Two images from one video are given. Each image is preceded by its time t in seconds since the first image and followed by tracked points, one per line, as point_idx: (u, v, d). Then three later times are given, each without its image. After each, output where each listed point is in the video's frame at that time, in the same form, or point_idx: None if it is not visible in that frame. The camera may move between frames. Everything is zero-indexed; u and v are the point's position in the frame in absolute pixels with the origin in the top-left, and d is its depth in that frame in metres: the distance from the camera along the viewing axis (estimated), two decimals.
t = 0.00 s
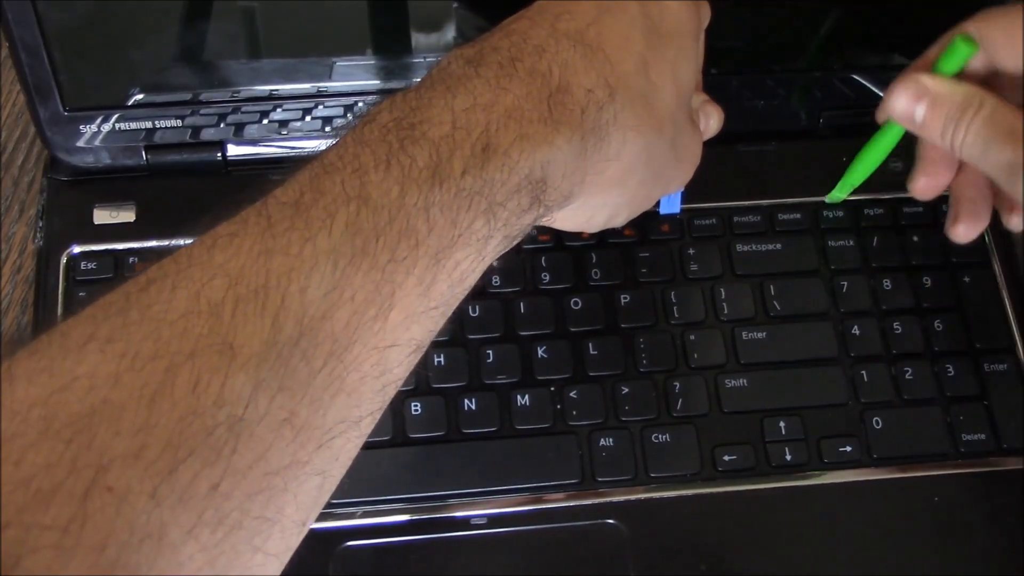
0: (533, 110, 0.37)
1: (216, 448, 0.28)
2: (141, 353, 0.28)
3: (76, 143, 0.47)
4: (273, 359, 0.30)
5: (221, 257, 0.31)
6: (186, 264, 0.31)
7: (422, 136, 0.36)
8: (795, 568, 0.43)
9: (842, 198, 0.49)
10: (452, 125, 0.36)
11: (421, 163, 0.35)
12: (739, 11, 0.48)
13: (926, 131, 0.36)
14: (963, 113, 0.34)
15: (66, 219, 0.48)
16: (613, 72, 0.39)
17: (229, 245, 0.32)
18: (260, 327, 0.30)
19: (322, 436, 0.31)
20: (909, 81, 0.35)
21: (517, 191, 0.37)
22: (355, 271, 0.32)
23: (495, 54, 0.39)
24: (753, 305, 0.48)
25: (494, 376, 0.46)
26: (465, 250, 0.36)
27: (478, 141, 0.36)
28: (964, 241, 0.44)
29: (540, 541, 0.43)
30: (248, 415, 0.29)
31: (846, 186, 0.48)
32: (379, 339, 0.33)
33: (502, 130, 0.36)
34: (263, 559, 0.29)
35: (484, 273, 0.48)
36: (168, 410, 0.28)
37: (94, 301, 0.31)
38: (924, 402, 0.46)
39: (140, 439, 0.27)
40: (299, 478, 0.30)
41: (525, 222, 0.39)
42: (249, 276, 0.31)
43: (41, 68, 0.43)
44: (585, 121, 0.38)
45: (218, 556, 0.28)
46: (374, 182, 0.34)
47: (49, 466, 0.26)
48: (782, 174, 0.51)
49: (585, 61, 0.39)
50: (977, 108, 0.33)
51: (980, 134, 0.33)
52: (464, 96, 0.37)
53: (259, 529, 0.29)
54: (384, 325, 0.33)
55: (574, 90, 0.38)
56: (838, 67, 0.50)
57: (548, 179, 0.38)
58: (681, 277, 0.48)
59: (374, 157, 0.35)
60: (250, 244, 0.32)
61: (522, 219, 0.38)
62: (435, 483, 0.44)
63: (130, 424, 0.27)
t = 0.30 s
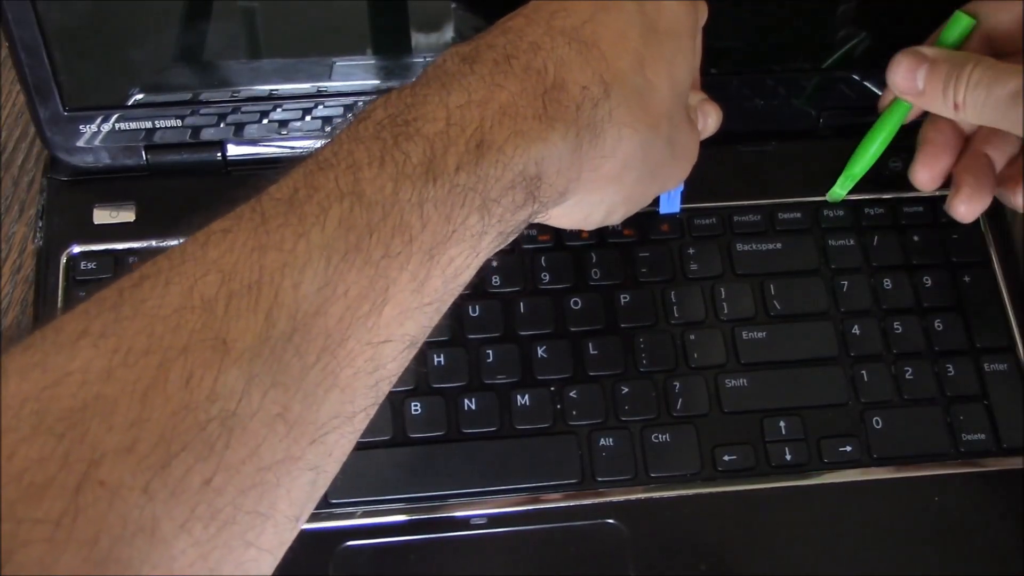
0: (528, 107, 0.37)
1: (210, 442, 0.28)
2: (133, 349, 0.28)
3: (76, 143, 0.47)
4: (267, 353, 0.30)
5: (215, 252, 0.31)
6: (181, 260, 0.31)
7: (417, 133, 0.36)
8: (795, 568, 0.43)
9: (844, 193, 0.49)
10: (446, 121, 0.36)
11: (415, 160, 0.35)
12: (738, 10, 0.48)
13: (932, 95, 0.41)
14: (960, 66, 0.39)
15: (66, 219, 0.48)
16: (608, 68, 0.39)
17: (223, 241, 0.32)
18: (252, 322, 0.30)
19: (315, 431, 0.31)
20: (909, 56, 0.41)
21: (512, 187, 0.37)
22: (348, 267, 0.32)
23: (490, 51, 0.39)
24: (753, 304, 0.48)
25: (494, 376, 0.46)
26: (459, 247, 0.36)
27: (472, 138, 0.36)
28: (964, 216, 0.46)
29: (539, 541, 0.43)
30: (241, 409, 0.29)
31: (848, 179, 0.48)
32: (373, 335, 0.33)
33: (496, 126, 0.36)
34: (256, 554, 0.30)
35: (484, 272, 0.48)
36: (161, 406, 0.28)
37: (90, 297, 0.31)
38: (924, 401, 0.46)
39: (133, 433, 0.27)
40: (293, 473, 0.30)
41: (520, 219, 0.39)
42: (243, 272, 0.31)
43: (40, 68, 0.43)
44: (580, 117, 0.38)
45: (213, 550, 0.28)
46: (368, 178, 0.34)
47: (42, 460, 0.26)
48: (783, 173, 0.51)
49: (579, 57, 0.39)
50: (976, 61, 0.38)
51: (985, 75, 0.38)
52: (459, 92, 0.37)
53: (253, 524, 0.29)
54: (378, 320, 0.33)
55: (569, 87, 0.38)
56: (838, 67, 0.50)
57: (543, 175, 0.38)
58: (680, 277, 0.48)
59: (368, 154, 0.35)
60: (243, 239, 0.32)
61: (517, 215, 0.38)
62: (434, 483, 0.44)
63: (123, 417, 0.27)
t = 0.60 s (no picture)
0: (527, 106, 0.37)
1: (208, 442, 0.28)
2: (132, 348, 0.28)
3: (76, 143, 0.47)
4: (266, 350, 0.30)
5: (213, 251, 0.31)
6: (179, 259, 0.31)
7: (416, 132, 0.36)
8: (795, 568, 0.43)
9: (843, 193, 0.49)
10: (445, 120, 0.36)
11: (414, 159, 0.35)
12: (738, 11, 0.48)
13: (922, 100, 0.40)
14: (946, 74, 0.38)
15: (66, 219, 0.48)
16: (607, 68, 0.39)
17: (222, 239, 0.32)
18: (251, 320, 0.30)
19: (314, 431, 0.31)
20: (906, 58, 0.41)
21: (512, 186, 0.37)
22: (347, 267, 0.32)
23: (489, 50, 0.39)
24: (753, 304, 0.48)
25: (494, 376, 0.46)
26: (458, 246, 0.36)
27: (471, 138, 0.36)
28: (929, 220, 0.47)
29: (539, 541, 0.43)
30: (240, 409, 0.29)
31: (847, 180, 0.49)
32: (372, 334, 0.33)
33: (495, 126, 0.36)
34: (254, 553, 0.30)
35: (484, 272, 0.48)
36: (160, 403, 0.28)
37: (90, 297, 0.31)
38: (924, 401, 0.46)
39: (132, 433, 0.27)
40: (291, 472, 0.30)
41: (519, 217, 0.39)
42: (242, 272, 0.31)
43: (40, 68, 0.43)
44: (579, 116, 0.38)
45: (211, 549, 0.28)
46: (367, 178, 0.34)
47: (40, 459, 0.26)
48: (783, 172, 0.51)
49: (578, 56, 0.38)
50: (960, 68, 0.38)
51: (962, 87, 0.37)
52: (459, 92, 0.37)
53: (251, 523, 0.29)
54: (377, 319, 0.33)
55: (567, 86, 0.38)
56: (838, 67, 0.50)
57: (542, 174, 0.38)
58: (680, 277, 0.48)
59: (367, 152, 0.35)
60: (241, 238, 0.32)
61: (516, 215, 0.38)
62: (434, 483, 0.44)
63: (121, 417, 0.27)
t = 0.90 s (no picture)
0: (531, 104, 0.37)
1: (215, 443, 0.28)
2: (138, 349, 0.28)
3: (76, 143, 0.47)
4: (271, 352, 0.30)
5: (217, 251, 0.32)
6: (180, 259, 0.31)
7: (420, 130, 0.36)
8: (796, 568, 0.43)
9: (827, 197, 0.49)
10: (450, 118, 0.36)
11: (419, 157, 0.35)
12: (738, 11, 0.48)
13: (907, 117, 0.41)
14: (935, 96, 0.39)
15: (66, 219, 0.48)
16: (611, 66, 0.39)
17: (227, 239, 0.32)
18: (256, 321, 0.30)
19: (320, 431, 0.31)
20: (892, 71, 0.41)
21: (516, 185, 0.37)
22: (353, 266, 0.32)
23: (493, 48, 0.39)
24: (753, 304, 0.48)
25: (493, 376, 0.46)
26: (462, 245, 0.36)
27: (475, 135, 0.36)
28: (890, 233, 0.48)
29: (539, 541, 0.43)
30: (246, 409, 0.29)
31: (831, 184, 0.49)
32: (377, 333, 0.33)
33: (499, 124, 0.36)
34: (262, 552, 0.30)
35: (484, 272, 0.48)
36: (167, 404, 0.28)
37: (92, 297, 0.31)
38: (924, 402, 0.46)
39: (138, 434, 0.27)
40: (298, 472, 0.30)
41: (523, 215, 0.39)
42: (247, 272, 0.31)
43: (41, 68, 0.43)
44: (583, 114, 0.38)
45: (218, 549, 0.28)
46: (371, 176, 0.34)
47: (46, 461, 0.26)
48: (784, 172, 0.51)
49: (581, 55, 0.39)
50: (951, 94, 0.38)
51: (953, 117, 0.38)
52: (463, 90, 0.37)
53: (260, 523, 0.29)
54: (382, 318, 0.33)
55: (571, 85, 0.38)
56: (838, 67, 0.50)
57: (546, 172, 0.38)
58: (680, 277, 0.48)
59: (372, 151, 0.35)
60: (247, 237, 0.32)
61: (520, 214, 0.38)
62: (434, 483, 0.44)
63: (128, 418, 0.27)
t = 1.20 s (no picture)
0: (531, 104, 0.37)
1: (216, 444, 0.28)
2: (140, 350, 0.28)
3: (76, 142, 0.47)
4: (271, 353, 0.30)
5: (219, 252, 0.32)
6: (182, 261, 0.31)
7: (421, 131, 0.36)
8: (796, 568, 0.43)
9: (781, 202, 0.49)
10: (450, 119, 0.36)
11: (420, 158, 0.35)
12: (737, 11, 0.48)
13: (835, 141, 0.42)
14: (858, 124, 0.39)
15: (66, 220, 0.48)
16: (612, 67, 0.38)
17: (229, 240, 0.32)
18: (258, 322, 0.30)
19: (321, 431, 0.31)
20: (812, 100, 0.41)
21: (516, 186, 0.37)
22: (354, 266, 0.32)
23: (494, 48, 0.39)
24: (753, 304, 0.48)
25: (493, 376, 0.46)
26: (463, 245, 0.36)
27: (477, 136, 0.36)
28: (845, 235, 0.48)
29: (539, 541, 0.43)
30: (247, 409, 0.29)
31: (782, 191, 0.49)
32: (378, 334, 0.33)
33: (500, 125, 0.36)
34: (264, 553, 0.30)
35: (484, 273, 0.48)
36: (168, 405, 0.28)
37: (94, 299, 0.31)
38: (924, 401, 0.46)
39: (140, 435, 0.27)
40: (299, 472, 0.30)
41: (524, 216, 0.39)
42: (248, 273, 0.31)
43: (40, 68, 0.43)
44: (584, 115, 0.38)
45: (220, 550, 0.28)
46: (372, 177, 0.34)
47: (49, 462, 0.26)
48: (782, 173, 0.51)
49: (583, 56, 0.38)
50: (874, 120, 0.39)
51: (881, 143, 0.38)
52: (463, 90, 0.37)
53: (261, 524, 0.29)
54: (383, 319, 0.33)
55: (572, 85, 0.38)
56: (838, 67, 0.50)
57: (546, 172, 0.38)
58: (680, 278, 0.48)
59: (373, 152, 0.35)
60: (249, 237, 0.32)
61: (521, 214, 0.38)
62: (435, 483, 0.44)
63: (130, 418, 0.27)
